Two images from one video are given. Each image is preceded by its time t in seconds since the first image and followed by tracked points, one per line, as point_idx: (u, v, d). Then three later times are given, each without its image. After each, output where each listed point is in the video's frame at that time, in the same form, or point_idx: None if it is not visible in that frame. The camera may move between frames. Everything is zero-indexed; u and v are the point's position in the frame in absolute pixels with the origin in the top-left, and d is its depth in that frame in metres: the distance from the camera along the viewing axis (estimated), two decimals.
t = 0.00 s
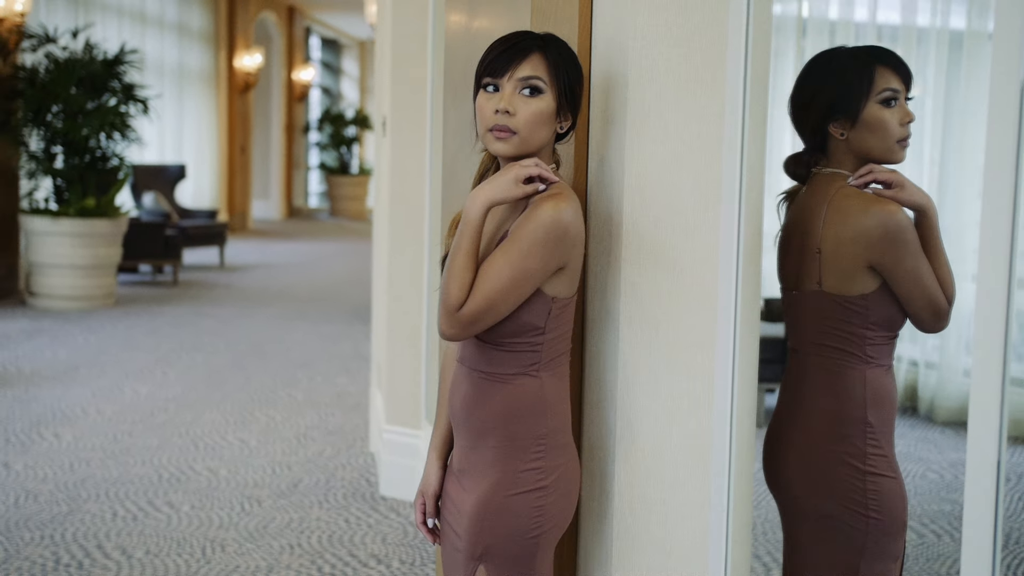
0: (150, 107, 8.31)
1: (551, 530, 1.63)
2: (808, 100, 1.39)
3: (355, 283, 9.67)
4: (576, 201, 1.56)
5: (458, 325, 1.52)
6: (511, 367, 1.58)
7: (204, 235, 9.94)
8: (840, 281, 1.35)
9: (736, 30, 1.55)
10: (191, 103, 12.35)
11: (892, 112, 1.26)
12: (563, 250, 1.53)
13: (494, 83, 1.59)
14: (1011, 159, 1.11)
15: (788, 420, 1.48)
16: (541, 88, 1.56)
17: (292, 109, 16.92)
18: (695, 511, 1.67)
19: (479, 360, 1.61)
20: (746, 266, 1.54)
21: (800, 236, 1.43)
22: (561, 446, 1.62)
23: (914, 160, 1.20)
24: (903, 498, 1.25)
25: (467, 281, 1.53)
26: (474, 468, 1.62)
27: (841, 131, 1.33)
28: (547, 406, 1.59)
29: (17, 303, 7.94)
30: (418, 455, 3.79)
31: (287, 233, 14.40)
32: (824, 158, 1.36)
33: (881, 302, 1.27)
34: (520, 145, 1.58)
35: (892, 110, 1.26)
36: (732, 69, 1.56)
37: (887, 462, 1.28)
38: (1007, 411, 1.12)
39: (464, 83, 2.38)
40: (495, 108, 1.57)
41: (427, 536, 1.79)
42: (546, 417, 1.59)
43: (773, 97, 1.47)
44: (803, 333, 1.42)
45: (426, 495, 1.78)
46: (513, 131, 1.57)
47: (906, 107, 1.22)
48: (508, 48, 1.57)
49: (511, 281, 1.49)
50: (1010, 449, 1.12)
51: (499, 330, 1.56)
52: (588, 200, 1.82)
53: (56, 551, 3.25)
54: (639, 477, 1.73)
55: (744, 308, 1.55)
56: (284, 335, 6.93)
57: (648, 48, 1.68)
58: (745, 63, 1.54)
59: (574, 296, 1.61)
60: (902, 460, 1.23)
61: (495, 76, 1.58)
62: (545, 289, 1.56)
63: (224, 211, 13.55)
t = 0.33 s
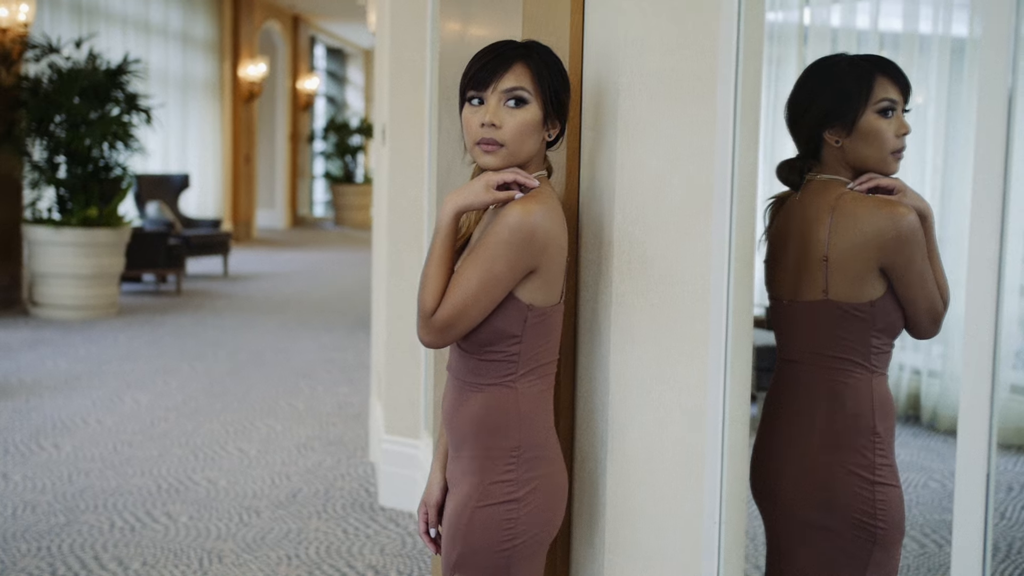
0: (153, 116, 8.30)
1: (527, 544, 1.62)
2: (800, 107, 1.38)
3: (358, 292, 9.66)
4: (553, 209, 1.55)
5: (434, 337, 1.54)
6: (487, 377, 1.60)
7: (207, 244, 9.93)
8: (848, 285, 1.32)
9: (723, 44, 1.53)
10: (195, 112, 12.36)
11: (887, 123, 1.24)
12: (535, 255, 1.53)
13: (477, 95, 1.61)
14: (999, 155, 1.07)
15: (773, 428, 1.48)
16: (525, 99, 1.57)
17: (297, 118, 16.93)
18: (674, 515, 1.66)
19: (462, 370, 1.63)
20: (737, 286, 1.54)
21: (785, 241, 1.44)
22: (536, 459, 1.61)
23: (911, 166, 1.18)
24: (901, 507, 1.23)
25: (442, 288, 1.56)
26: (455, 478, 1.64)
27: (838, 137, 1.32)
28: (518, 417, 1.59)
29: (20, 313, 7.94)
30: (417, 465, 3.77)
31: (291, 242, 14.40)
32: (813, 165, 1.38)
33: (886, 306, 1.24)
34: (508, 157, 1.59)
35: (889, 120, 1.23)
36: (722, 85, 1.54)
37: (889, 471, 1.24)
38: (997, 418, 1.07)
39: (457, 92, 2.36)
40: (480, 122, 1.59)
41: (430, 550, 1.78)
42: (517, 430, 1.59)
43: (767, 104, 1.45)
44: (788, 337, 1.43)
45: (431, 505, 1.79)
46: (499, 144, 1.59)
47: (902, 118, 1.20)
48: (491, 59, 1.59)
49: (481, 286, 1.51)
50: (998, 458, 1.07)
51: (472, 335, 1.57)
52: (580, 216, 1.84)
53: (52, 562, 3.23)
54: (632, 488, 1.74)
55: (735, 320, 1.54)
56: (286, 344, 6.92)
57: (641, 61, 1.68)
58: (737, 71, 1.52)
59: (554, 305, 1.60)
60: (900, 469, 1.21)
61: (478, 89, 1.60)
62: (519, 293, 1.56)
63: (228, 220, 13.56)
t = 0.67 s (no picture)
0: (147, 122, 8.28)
1: (495, 550, 1.62)
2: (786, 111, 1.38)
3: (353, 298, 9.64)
4: (531, 214, 1.56)
5: (407, 340, 1.57)
6: (458, 382, 1.61)
7: (202, 251, 9.92)
8: (839, 293, 1.31)
9: (705, 46, 1.52)
10: (190, 119, 12.35)
11: (872, 132, 1.23)
12: (506, 260, 1.54)
13: (456, 107, 1.61)
14: (976, 162, 1.05)
15: (757, 438, 1.50)
16: (502, 108, 1.57)
17: (294, 124, 16.92)
18: (657, 524, 1.64)
19: (436, 378, 1.65)
20: (721, 287, 1.52)
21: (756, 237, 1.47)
22: (503, 465, 1.61)
23: (892, 177, 1.18)
24: (890, 510, 1.22)
25: (417, 289, 1.59)
26: (428, 485, 1.67)
27: (821, 144, 1.33)
28: (484, 422, 1.60)
29: (13, 319, 7.92)
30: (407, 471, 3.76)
31: (287, 248, 14.39)
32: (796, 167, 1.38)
33: (876, 311, 1.23)
34: (490, 168, 1.59)
35: (874, 130, 1.23)
36: (705, 89, 1.53)
37: (878, 473, 1.23)
38: (976, 420, 1.05)
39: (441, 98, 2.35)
40: (460, 133, 1.59)
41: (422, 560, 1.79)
42: (481, 436, 1.60)
43: (754, 109, 1.44)
44: (772, 351, 1.45)
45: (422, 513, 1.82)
46: (482, 155, 1.59)
47: (886, 128, 1.20)
48: (469, 68, 1.59)
49: (451, 289, 1.53)
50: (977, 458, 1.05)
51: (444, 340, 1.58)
52: (563, 222, 1.83)
53: (39, 571, 3.21)
54: (612, 497, 1.72)
55: (720, 320, 1.52)
56: (281, 351, 6.90)
57: (622, 61, 1.65)
58: (719, 78, 1.50)
59: (528, 314, 1.61)
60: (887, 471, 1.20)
61: (456, 101, 1.60)
62: (490, 299, 1.57)
63: (224, 226, 13.56)
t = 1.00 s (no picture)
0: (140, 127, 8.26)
1: (466, 560, 1.62)
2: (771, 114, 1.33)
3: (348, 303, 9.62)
4: (511, 216, 1.56)
5: (384, 345, 1.57)
6: (434, 387, 1.61)
7: (198, 256, 9.90)
8: (826, 299, 1.29)
9: (688, 50, 1.50)
10: (185, 123, 12.32)
11: (857, 140, 1.20)
12: (483, 264, 1.54)
13: (437, 118, 1.60)
14: (957, 163, 1.03)
15: (736, 447, 1.48)
16: (484, 118, 1.56)
17: (290, 128, 16.90)
18: (641, 532, 1.63)
19: (415, 382, 1.66)
20: (705, 292, 1.51)
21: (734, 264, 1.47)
22: (475, 472, 1.61)
23: (875, 180, 1.16)
24: (882, 517, 1.19)
25: (394, 295, 1.59)
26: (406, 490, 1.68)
27: (803, 149, 1.31)
28: (457, 429, 1.60)
29: (7, 325, 7.90)
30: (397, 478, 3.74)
31: (284, 253, 14.37)
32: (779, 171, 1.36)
33: (862, 315, 1.20)
34: (473, 177, 1.59)
35: (859, 139, 1.20)
36: (687, 91, 1.51)
37: (871, 478, 1.19)
38: (957, 425, 1.03)
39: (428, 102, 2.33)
40: (442, 145, 1.58)
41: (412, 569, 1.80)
42: (453, 442, 1.60)
43: (735, 110, 1.41)
44: (749, 352, 1.44)
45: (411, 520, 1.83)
46: (464, 164, 1.58)
47: (870, 138, 1.17)
48: (450, 75, 1.58)
49: (430, 292, 1.53)
50: (956, 464, 1.03)
51: (422, 344, 1.58)
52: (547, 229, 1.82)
53: None
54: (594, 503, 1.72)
55: (704, 322, 1.51)
56: (275, 356, 6.88)
57: (608, 70, 1.65)
58: (701, 80, 1.49)
59: (509, 319, 1.60)
60: (879, 474, 1.17)
61: (437, 113, 1.59)
62: (467, 304, 1.57)
63: (220, 231, 13.54)
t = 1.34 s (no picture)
0: (142, 134, 8.27)
1: (450, 568, 1.62)
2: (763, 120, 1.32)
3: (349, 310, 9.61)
4: (499, 222, 1.55)
5: (372, 353, 1.57)
6: (420, 395, 1.61)
7: (200, 263, 9.90)
8: (821, 308, 1.27)
9: (678, 51, 1.49)
10: (187, 130, 12.33)
11: (849, 151, 1.18)
12: (469, 269, 1.53)
13: (425, 130, 1.60)
14: (943, 168, 1.02)
15: (734, 454, 1.43)
16: (472, 129, 1.56)
17: (293, 135, 16.91)
18: (634, 540, 1.62)
19: (403, 390, 1.65)
20: (697, 301, 1.49)
21: (731, 264, 1.44)
22: (458, 484, 1.60)
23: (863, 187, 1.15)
24: (879, 525, 1.16)
25: (381, 301, 1.59)
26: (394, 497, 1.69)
27: (796, 157, 1.28)
28: (441, 438, 1.60)
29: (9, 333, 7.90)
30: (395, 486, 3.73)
31: (286, 260, 14.37)
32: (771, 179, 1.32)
33: (857, 322, 1.18)
34: (463, 188, 1.58)
35: (851, 148, 1.17)
36: (677, 97, 1.50)
37: (869, 488, 1.16)
38: (944, 428, 1.01)
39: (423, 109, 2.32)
40: (430, 156, 1.57)
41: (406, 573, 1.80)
42: (436, 452, 1.60)
43: (729, 116, 1.39)
44: (741, 368, 1.42)
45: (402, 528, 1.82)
46: (454, 175, 1.57)
47: (862, 148, 1.15)
48: (438, 82, 1.57)
49: (416, 299, 1.53)
50: (948, 468, 1.01)
51: (410, 353, 1.58)
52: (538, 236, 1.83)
53: None
54: (584, 514, 1.72)
55: (695, 331, 1.50)
56: (276, 364, 6.87)
57: (598, 76, 1.65)
58: (690, 86, 1.47)
59: (499, 328, 1.59)
60: (876, 483, 1.14)
61: (425, 126, 1.59)
62: (454, 310, 1.57)
63: (222, 238, 13.55)
